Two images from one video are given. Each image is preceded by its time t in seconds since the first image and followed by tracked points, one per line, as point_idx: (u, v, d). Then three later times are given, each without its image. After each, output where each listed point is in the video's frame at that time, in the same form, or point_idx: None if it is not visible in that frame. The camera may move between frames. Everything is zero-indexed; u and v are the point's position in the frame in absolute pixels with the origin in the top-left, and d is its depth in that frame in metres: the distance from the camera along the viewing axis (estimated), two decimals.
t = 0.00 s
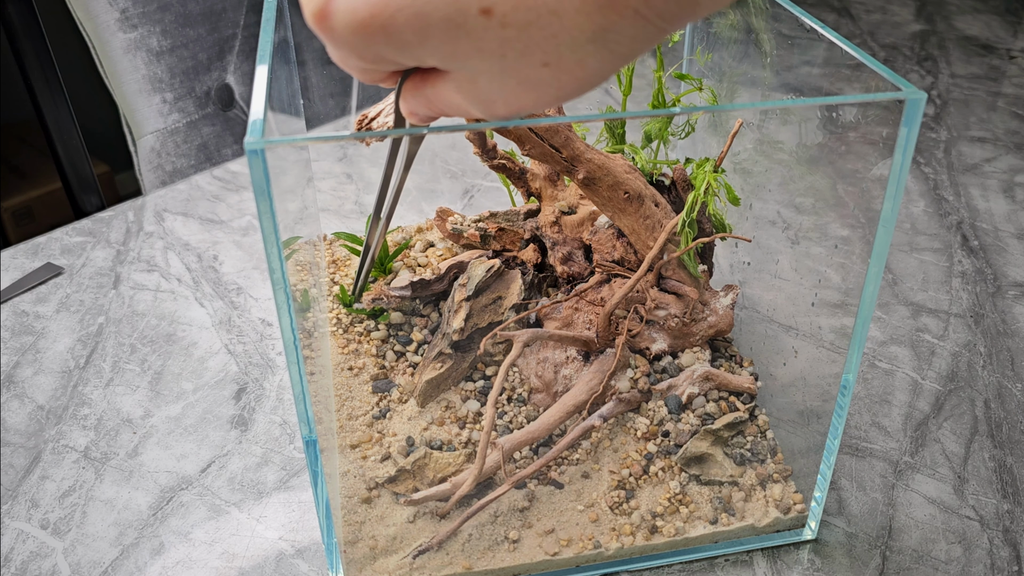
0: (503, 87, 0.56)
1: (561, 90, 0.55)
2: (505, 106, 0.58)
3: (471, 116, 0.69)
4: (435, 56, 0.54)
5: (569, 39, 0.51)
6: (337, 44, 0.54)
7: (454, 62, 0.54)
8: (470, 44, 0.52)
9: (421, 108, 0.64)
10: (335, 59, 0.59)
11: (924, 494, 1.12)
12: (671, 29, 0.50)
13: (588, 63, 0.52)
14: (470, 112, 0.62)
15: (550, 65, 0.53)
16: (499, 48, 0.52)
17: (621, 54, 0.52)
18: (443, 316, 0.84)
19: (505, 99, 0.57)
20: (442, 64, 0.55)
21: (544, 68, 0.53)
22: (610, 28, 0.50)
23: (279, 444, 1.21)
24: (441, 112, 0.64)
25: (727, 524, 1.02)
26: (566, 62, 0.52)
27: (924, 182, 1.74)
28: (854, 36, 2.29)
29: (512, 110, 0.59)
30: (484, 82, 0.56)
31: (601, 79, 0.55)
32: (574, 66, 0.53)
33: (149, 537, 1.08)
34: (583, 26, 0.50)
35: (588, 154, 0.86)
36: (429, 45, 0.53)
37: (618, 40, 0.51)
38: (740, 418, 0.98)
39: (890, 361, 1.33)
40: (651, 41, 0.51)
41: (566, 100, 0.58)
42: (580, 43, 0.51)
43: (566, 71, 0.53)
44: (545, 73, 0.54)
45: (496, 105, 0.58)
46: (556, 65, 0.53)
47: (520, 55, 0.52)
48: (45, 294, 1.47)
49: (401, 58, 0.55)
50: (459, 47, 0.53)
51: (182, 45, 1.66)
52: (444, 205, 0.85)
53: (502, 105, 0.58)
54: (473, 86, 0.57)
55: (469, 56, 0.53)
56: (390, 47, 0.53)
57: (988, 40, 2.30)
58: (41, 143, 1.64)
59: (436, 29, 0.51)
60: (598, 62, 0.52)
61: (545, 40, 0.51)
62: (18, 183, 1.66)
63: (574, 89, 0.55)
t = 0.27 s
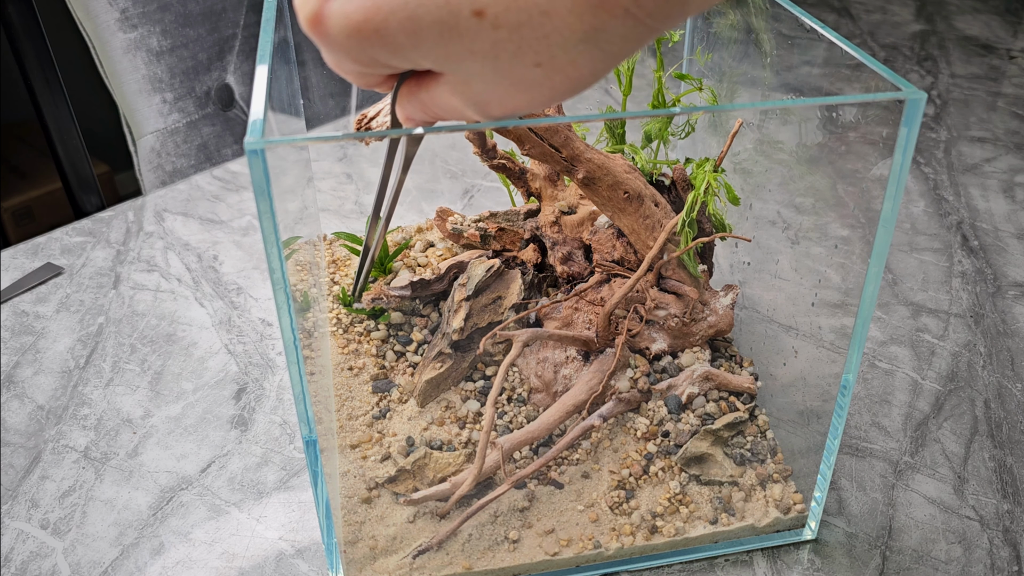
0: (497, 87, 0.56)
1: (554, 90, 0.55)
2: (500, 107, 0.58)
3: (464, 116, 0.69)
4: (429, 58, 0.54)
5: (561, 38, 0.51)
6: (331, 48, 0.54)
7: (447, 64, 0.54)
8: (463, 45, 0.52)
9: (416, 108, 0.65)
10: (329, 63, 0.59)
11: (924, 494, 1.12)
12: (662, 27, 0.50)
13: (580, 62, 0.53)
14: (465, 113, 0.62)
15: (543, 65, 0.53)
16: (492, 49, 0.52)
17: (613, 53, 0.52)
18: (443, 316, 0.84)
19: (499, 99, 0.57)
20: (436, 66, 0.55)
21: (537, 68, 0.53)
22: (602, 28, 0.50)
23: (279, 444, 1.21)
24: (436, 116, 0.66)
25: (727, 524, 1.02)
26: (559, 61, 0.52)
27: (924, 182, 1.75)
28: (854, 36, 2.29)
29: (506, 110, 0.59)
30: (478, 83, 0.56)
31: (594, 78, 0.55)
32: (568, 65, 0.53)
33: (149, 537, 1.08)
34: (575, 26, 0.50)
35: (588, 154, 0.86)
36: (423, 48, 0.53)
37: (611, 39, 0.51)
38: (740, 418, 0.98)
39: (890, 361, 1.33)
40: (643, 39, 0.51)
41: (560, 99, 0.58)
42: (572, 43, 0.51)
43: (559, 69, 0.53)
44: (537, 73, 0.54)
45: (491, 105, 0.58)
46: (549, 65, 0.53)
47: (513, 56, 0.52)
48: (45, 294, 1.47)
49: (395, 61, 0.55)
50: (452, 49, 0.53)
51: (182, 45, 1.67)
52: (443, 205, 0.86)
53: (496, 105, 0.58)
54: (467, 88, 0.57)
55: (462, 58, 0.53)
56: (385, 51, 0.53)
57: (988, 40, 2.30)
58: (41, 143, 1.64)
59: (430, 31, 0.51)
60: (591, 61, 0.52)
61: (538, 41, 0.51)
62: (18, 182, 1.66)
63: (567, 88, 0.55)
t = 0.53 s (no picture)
0: (507, 74, 0.55)
1: (565, 79, 0.55)
2: (511, 98, 0.58)
3: (471, 115, 0.69)
4: (439, 42, 0.54)
5: (570, 23, 0.50)
6: (341, 30, 0.54)
7: (458, 49, 0.54)
8: (473, 28, 0.52)
9: (428, 107, 0.65)
10: (339, 51, 0.60)
11: (924, 494, 1.12)
12: (674, 13, 0.49)
13: (590, 47, 0.52)
14: (476, 107, 0.61)
15: (554, 51, 0.52)
16: (501, 32, 0.52)
17: (624, 39, 0.51)
18: (443, 315, 0.84)
19: (509, 88, 0.56)
20: (447, 51, 0.55)
21: (548, 54, 0.53)
22: (611, 13, 0.49)
23: (279, 444, 1.21)
24: (448, 113, 0.64)
25: (727, 524, 1.02)
26: (569, 48, 0.52)
27: (924, 182, 1.75)
28: (854, 36, 2.29)
29: (517, 102, 0.58)
30: (488, 69, 0.55)
31: (606, 68, 0.54)
32: (578, 52, 0.52)
33: (149, 537, 1.08)
34: (584, 10, 0.49)
35: (588, 153, 0.86)
36: (432, 30, 0.53)
37: (621, 24, 0.50)
38: (740, 418, 0.98)
39: (890, 361, 1.33)
40: (654, 25, 0.50)
41: (572, 91, 0.57)
42: (581, 28, 0.50)
43: (569, 56, 0.52)
44: (548, 59, 0.53)
45: (502, 96, 0.58)
46: (560, 51, 0.52)
47: (523, 39, 0.52)
48: (45, 294, 1.47)
49: (404, 44, 0.55)
50: (462, 32, 0.53)
51: (182, 45, 1.67)
52: (444, 205, 0.86)
53: (507, 96, 0.57)
54: (478, 75, 0.57)
55: (472, 41, 0.53)
56: (395, 33, 0.53)
57: (988, 40, 2.30)
58: (41, 143, 1.64)
59: (440, 12, 0.52)
60: (601, 47, 0.51)
61: (547, 25, 0.50)
62: (17, 182, 1.66)
63: (578, 77, 0.55)
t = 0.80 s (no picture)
0: (514, 63, 0.55)
1: (572, 68, 0.54)
2: (517, 87, 0.57)
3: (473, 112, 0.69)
4: (447, 31, 0.54)
5: (578, 10, 0.50)
6: (349, 17, 0.54)
7: (465, 37, 0.54)
8: (480, 16, 0.52)
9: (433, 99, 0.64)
10: (345, 40, 0.59)
11: (924, 494, 1.12)
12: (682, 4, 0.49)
13: (598, 36, 0.51)
14: (482, 99, 0.61)
15: (561, 39, 0.52)
16: (509, 20, 0.52)
17: (632, 28, 0.51)
18: (443, 316, 0.84)
19: (517, 77, 0.56)
20: (454, 40, 0.55)
21: (555, 42, 0.52)
22: None
23: (279, 444, 1.21)
24: (452, 103, 0.64)
25: (727, 524, 1.02)
26: (577, 35, 0.51)
27: (924, 182, 1.75)
28: (854, 36, 2.29)
29: (524, 92, 0.58)
30: (495, 57, 0.55)
31: (614, 58, 0.54)
32: (586, 40, 0.52)
33: (149, 537, 1.08)
34: None
35: (588, 154, 0.86)
36: (440, 18, 0.53)
37: (628, 13, 0.49)
38: (740, 418, 0.98)
39: (890, 361, 1.33)
40: (662, 15, 0.49)
41: (579, 81, 0.56)
42: (589, 16, 0.50)
43: (577, 44, 0.52)
44: (555, 47, 0.53)
45: (509, 86, 0.58)
46: (567, 39, 0.52)
47: (530, 28, 0.52)
48: (45, 294, 1.47)
49: (411, 32, 0.55)
50: (470, 18, 0.52)
51: (182, 45, 1.66)
52: (444, 205, 0.85)
53: (513, 85, 0.57)
54: (485, 64, 0.56)
55: (480, 30, 0.53)
56: (403, 20, 0.53)
57: (988, 40, 2.30)
58: (41, 143, 1.64)
59: None
60: (608, 35, 0.51)
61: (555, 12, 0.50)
62: (18, 183, 1.66)
63: (586, 67, 0.54)
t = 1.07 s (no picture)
0: (517, 59, 0.55)
1: (575, 65, 0.54)
2: (519, 84, 0.57)
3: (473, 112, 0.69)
4: (451, 25, 0.54)
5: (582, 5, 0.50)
6: (351, 12, 0.54)
7: (469, 33, 0.54)
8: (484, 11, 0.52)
9: (435, 95, 0.64)
10: (347, 36, 0.59)
11: (924, 494, 1.12)
12: None
13: (603, 32, 0.52)
14: (484, 96, 0.61)
15: (565, 35, 0.52)
16: (513, 15, 0.52)
17: (636, 24, 0.51)
18: (443, 316, 0.84)
19: (519, 74, 0.56)
20: (457, 35, 0.55)
21: (558, 38, 0.52)
22: None
23: (279, 444, 1.21)
24: (454, 101, 0.64)
25: (728, 524, 1.02)
26: (581, 32, 0.52)
27: (924, 182, 1.74)
28: (854, 36, 2.29)
29: (526, 89, 0.58)
30: (498, 53, 0.55)
31: (617, 54, 0.54)
32: (589, 36, 0.52)
33: (149, 537, 1.08)
34: None
35: (588, 154, 0.86)
36: (444, 13, 0.53)
37: (633, 8, 0.50)
38: (740, 418, 0.98)
39: (890, 361, 1.33)
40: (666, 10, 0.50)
41: (581, 78, 0.57)
42: (593, 11, 0.50)
43: (581, 41, 0.52)
44: (559, 44, 0.53)
45: (511, 83, 0.58)
46: (571, 35, 0.52)
47: (534, 23, 0.52)
48: (45, 294, 1.47)
49: (415, 28, 0.54)
50: (474, 14, 0.52)
51: (182, 45, 1.66)
52: (444, 205, 0.86)
53: (515, 82, 0.57)
54: (487, 60, 0.56)
55: (483, 25, 0.53)
56: (406, 16, 0.53)
57: (988, 40, 2.31)
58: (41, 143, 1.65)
59: None
60: (612, 31, 0.51)
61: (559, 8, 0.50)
62: (18, 183, 1.66)
63: (589, 64, 0.54)
